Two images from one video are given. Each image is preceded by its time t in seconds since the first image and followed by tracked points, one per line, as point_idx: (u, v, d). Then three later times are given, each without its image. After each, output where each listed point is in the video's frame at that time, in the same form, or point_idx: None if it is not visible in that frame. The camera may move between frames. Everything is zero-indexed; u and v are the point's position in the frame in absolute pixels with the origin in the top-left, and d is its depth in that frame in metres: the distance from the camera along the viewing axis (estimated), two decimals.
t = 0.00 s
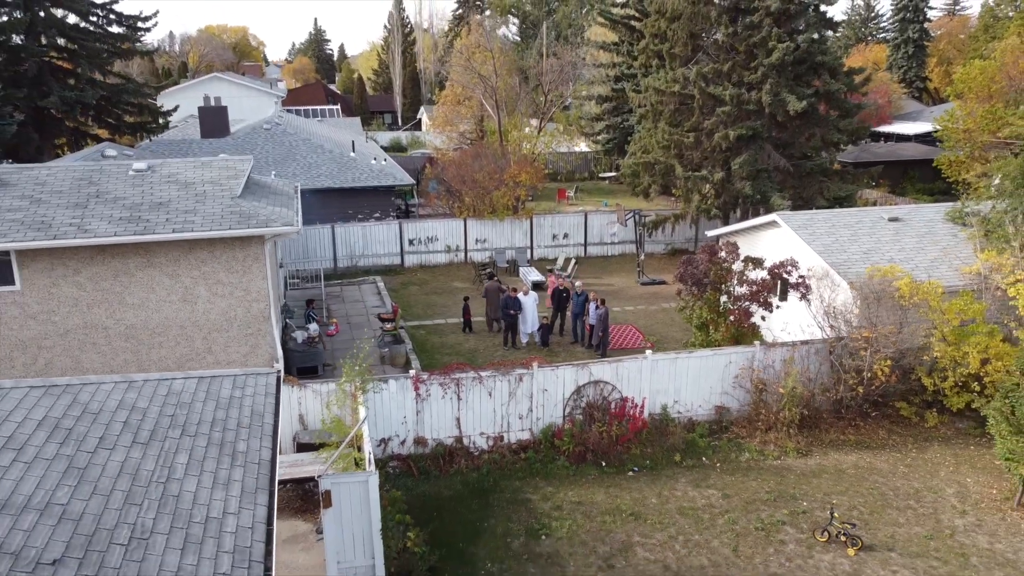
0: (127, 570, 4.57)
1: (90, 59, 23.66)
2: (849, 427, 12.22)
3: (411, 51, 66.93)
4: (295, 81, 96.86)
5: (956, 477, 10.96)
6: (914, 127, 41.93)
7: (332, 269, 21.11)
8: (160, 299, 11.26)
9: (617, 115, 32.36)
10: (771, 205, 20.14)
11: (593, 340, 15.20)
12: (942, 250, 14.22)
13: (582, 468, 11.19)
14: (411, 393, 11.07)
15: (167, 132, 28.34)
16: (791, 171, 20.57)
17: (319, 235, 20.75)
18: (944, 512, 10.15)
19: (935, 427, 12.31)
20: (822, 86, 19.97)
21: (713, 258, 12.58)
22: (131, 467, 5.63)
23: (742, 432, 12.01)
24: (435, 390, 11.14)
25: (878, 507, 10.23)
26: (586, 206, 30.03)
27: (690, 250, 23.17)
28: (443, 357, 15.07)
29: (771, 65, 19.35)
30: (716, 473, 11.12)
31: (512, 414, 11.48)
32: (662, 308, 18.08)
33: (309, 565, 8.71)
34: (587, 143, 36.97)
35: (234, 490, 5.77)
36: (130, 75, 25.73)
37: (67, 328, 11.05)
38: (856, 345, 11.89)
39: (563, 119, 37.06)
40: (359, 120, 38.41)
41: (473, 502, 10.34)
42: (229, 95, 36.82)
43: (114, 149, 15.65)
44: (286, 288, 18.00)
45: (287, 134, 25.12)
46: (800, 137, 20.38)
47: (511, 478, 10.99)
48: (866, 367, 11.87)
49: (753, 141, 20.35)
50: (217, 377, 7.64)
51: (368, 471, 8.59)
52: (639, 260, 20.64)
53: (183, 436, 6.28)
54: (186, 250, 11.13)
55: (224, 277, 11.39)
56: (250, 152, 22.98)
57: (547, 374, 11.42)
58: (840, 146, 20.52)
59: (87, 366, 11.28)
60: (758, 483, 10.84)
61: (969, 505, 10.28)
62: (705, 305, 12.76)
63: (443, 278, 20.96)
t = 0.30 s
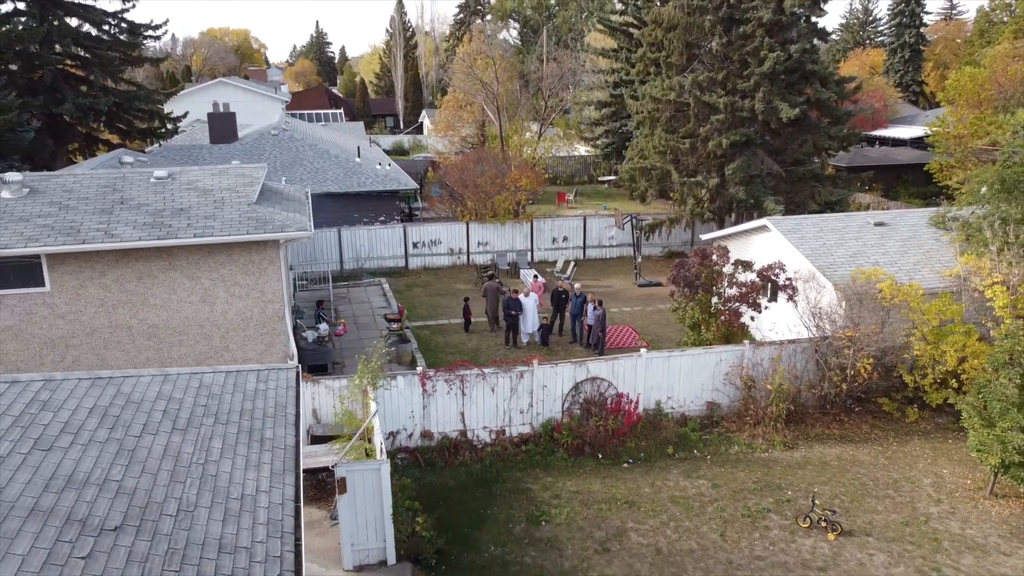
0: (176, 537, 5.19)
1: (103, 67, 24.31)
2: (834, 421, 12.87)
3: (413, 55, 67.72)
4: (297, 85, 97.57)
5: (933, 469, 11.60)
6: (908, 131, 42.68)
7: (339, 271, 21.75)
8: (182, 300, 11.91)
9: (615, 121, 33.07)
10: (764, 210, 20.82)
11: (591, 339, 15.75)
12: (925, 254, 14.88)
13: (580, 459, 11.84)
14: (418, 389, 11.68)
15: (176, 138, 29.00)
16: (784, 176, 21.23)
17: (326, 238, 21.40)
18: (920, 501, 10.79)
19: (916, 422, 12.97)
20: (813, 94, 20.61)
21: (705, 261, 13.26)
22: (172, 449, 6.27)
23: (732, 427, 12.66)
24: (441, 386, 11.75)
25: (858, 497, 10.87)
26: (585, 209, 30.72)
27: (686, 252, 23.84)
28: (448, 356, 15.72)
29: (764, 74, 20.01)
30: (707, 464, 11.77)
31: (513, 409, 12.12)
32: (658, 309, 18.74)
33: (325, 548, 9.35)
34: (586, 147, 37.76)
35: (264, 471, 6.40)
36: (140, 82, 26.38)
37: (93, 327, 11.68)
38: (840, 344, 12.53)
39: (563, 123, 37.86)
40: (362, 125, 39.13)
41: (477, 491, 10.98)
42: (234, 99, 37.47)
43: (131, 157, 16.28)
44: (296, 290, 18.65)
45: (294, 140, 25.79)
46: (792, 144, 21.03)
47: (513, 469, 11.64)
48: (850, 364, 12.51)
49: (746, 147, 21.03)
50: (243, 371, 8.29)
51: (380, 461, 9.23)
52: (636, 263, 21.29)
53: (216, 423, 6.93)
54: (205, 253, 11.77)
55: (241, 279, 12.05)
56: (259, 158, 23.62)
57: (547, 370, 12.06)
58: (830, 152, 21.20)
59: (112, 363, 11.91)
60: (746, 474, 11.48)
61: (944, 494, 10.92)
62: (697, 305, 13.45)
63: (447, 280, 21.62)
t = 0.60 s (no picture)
0: (214, 510, 5.82)
1: (112, 74, 24.92)
2: (818, 416, 13.55)
3: (413, 58, 68.45)
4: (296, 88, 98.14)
5: (910, 460, 12.26)
6: (900, 134, 43.46)
7: (343, 272, 22.39)
8: (198, 300, 12.53)
9: (612, 125, 33.77)
10: (755, 213, 21.50)
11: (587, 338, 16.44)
12: (906, 255, 15.55)
13: (577, 451, 12.50)
14: (423, 384, 12.30)
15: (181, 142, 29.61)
16: (774, 180, 21.91)
17: (331, 241, 22.04)
18: (897, 489, 11.46)
19: (896, 416, 13.65)
20: (802, 101, 21.33)
21: (696, 264, 13.99)
22: (205, 435, 6.90)
23: (720, 422, 13.32)
24: (444, 382, 12.38)
25: (839, 486, 11.53)
26: (583, 212, 31.42)
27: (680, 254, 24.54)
28: (450, 354, 16.38)
29: (754, 81, 20.72)
30: (696, 455, 12.43)
31: (513, 404, 12.76)
32: (652, 308, 19.41)
33: (337, 532, 9.99)
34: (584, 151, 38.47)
35: (288, 455, 7.02)
36: (148, 88, 27.01)
37: (114, 326, 12.30)
38: (823, 342, 13.19)
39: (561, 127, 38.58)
40: (363, 128, 39.73)
41: (479, 480, 11.63)
42: (237, 104, 38.07)
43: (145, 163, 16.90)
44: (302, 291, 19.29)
45: (298, 145, 26.44)
46: (782, 149, 21.73)
47: (513, 460, 12.30)
48: (833, 361, 13.19)
49: (737, 153, 21.74)
50: (262, 366, 8.92)
51: (388, 449, 9.84)
52: (632, 264, 21.96)
53: (242, 412, 7.55)
54: (221, 256, 12.40)
55: (255, 280, 12.68)
56: (265, 162, 24.25)
57: (545, 367, 12.71)
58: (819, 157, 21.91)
59: (131, 360, 12.54)
60: (733, 465, 12.14)
61: (919, 483, 11.59)
62: (688, 305, 14.15)
63: (448, 281, 22.28)
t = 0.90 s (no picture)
0: (246, 490, 6.45)
1: (122, 82, 25.56)
2: (804, 411, 14.21)
3: (412, 62, 69.15)
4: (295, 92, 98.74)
5: (890, 452, 12.93)
6: (892, 138, 44.22)
7: (346, 275, 23.01)
8: (213, 301, 13.16)
9: (609, 130, 34.48)
10: (746, 216, 22.18)
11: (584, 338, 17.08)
12: (889, 258, 16.24)
13: (574, 445, 13.16)
14: (427, 381, 12.93)
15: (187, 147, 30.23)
16: (765, 185, 22.59)
17: (335, 245, 22.66)
18: (876, 479, 12.12)
19: (877, 411, 14.33)
20: (792, 108, 22.02)
21: (688, 266, 14.67)
22: (233, 424, 7.52)
23: (711, 417, 13.98)
24: (447, 379, 13.01)
25: (822, 476, 12.19)
26: (580, 216, 32.09)
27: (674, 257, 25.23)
28: (452, 353, 17.03)
29: (745, 90, 21.44)
30: (687, 449, 13.09)
31: (513, 400, 13.41)
32: (647, 309, 20.06)
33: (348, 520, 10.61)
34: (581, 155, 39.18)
35: (309, 442, 7.65)
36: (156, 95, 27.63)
37: (134, 326, 12.92)
38: (808, 341, 13.86)
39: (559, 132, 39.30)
40: (363, 133, 40.39)
41: (481, 472, 12.27)
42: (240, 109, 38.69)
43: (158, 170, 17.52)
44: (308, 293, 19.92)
45: (302, 151, 27.08)
46: (772, 155, 22.44)
47: (513, 453, 12.94)
48: (817, 359, 13.86)
49: (729, 158, 22.44)
50: (280, 362, 9.55)
51: (396, 441, 10.48)
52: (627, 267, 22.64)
53: (265, 403, 8.18)
54: (235, 260, 13.03)
55: (267, 282, 13.31)
56: (270, 168, 24.87)
57: (543, 365, 13.35)
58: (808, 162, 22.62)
59: (149, 358, 13.16)
60: (722, 457, 12.79)
61: (898, 474, 12.25)
62: (680, 306, 14.81)
63: (448, 283, 22.93)
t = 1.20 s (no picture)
0: (272, 475, 7.08)
1: (130, 90, 26.18)
2: (791, 409, 14.86)
3: (411, 66, 69.84)
4: (295, 95, 99.37)
5: (872, 447, 13.59)
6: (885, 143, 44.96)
7: (350, 278, 23.65)
8: (228, 303, 13.80)
9: (606, 135, 35.17)
10: (738, 221, 22.86)
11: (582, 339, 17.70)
12: (874, 262, 16.93)
13: (571, 440, 13.81)
14: (431, 380, 13.55)
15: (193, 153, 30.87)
16: (757, 190, 23.27)
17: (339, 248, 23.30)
18: (858, 472, 12.78)
19: (862, 408, 15.00)
20: (783, 117, 22.57)
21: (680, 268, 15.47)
22: (257, 416, 8.16)
23: (702, 414, 14.64)
24: (451, 378, 13.64)
25: (806, 469, 12.84)
26: (578, 220, 32.77)
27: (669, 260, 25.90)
28: (454, 352, 17.68)
29: (737, 98, 22.15)
30: (679, 444, 13.74)
31: (513, 398, 14.05)
32: (643, 311, 20.71)
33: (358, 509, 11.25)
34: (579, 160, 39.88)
35: (326, 433, 8.27)
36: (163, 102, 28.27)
37: (152, 327, 13.55)
38: (795, 341, 14.51)
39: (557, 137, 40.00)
40: (365, 137, 41.06)
41: (483, 465, 12.91)
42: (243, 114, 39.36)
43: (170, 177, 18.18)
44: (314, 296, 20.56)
45: (306, 157, 27.72)
46: (764, 161, 23.14)
47: (514, 448, 13.59)
48: (804, 359, 14.52)
49: (722, 165, 23.14)
50: (296, 360, 10.18)
51: (403, 435, 11.15)
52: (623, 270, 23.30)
53: (285, 398, 8.81)
54: (248, 264, 13.68)
55: (279, 285, 13.96)
56: (275, 173, 25.49)
57: (542, 364, 14.00)
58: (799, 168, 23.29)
59: (166, 357, 13.80)
60: (712, 451, 13.45)
61: (879, 467, 12.91)
62: (672, 307, 15.47)
63: (450, 285, 23.58)
